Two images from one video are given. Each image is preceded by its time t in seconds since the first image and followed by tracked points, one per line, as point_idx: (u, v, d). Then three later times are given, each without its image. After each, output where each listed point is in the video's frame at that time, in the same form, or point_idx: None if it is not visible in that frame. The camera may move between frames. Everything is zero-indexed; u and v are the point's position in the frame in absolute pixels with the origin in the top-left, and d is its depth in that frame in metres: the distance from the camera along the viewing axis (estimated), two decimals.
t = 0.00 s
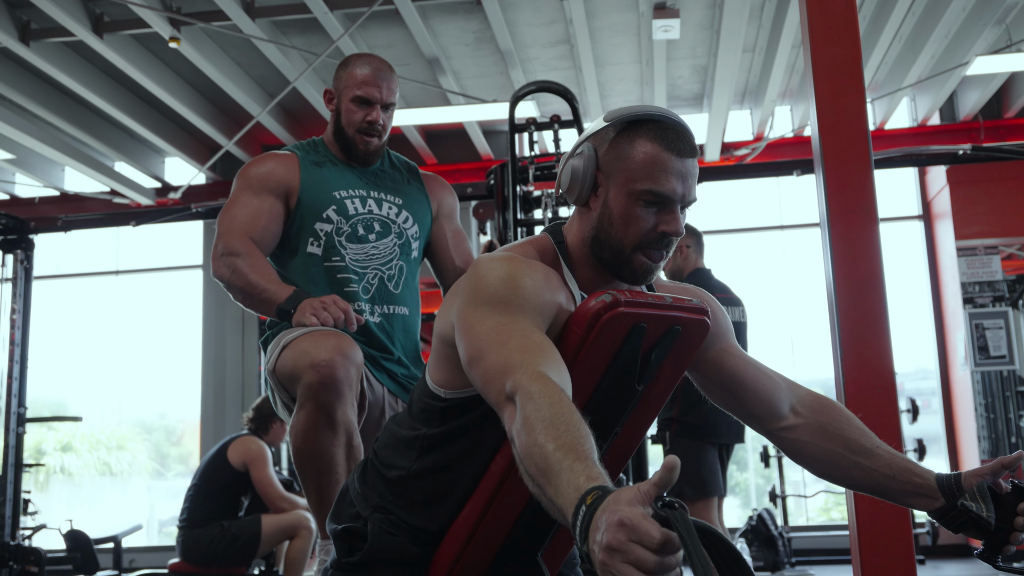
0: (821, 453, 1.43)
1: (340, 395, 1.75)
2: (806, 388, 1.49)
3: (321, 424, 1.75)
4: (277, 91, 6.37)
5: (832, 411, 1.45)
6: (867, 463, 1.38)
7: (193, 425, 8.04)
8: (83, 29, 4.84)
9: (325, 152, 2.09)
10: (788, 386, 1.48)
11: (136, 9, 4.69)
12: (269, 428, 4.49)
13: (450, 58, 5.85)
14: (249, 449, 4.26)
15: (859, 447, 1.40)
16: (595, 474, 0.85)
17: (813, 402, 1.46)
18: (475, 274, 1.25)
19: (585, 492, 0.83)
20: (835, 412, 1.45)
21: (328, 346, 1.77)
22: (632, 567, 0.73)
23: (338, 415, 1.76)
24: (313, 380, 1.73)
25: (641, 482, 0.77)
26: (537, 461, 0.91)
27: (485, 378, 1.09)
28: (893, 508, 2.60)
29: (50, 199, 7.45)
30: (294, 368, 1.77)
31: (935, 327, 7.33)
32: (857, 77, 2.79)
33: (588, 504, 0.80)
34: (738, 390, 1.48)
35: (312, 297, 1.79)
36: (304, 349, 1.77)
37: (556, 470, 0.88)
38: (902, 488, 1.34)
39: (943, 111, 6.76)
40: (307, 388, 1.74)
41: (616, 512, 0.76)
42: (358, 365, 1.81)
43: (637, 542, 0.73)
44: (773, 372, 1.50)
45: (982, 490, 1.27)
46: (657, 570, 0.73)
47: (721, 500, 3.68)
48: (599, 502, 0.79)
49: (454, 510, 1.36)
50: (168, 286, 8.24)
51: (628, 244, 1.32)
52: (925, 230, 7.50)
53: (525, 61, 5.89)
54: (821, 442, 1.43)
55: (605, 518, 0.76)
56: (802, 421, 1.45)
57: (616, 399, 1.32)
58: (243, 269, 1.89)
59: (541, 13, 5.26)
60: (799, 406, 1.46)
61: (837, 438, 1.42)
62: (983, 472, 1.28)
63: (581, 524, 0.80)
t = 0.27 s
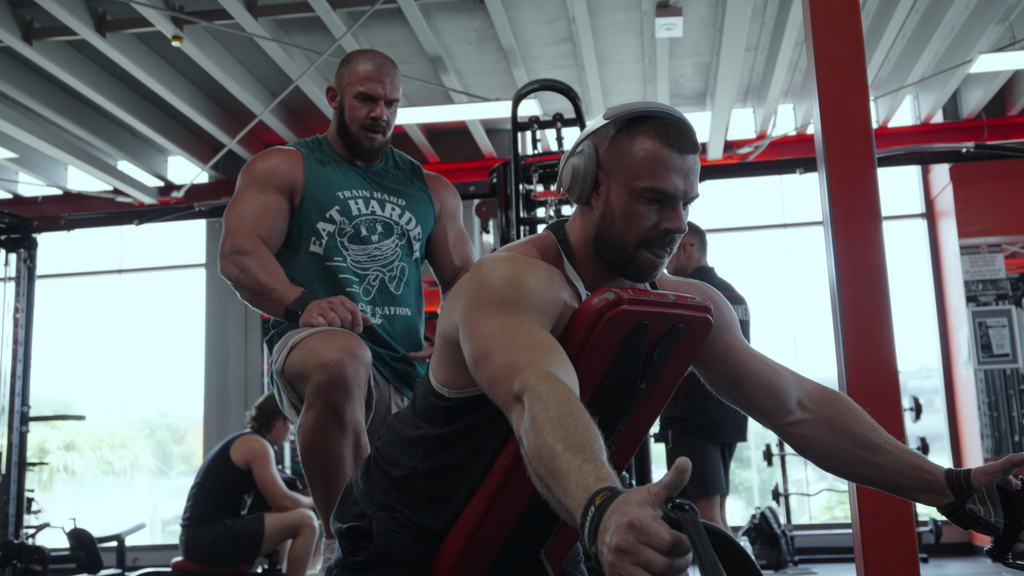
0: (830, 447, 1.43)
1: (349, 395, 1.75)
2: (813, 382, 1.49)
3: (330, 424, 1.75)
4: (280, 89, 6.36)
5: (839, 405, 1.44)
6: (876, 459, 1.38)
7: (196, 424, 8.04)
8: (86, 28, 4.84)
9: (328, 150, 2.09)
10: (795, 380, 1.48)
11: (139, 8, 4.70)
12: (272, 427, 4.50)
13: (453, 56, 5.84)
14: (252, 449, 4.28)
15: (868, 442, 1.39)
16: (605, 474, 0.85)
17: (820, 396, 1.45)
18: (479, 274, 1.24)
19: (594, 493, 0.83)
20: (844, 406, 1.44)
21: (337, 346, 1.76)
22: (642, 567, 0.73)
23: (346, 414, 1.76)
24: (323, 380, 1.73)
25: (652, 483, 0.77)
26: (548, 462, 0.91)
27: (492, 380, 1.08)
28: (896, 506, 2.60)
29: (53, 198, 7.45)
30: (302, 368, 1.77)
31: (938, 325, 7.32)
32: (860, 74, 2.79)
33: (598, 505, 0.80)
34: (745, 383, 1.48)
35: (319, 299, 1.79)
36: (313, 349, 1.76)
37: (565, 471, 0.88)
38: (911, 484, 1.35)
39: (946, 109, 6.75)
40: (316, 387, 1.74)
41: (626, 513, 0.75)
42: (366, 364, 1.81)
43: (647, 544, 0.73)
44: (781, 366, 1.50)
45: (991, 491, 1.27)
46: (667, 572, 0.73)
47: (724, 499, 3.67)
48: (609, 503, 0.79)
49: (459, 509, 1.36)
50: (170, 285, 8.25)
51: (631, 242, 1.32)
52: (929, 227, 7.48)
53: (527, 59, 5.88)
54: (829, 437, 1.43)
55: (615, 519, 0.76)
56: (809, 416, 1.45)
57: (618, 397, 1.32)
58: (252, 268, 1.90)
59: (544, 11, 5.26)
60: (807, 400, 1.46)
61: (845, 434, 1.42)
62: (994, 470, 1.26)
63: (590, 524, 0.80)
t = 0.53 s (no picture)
0: (835, 443, 1.43)
1: (359, 393, 1.75)
2: (820, 376, 1.48)
3: (339, 422, 1.75)
4: (282, 87, 6.37)
5: (845, 400, 1.44)
6: (883, 455, 1.38)
7: (198, 421, 8.05)
8: (88, 25, 4.85)
9: (330, 146, 2.09)
10: (801, 375, 1.48)
11: (141, 4, 4.70)
12: (275, 423, 4.51)
13: (455, 53, 5.84)
14: (255, 445, 4.32)
15: (874, 437, 1.39)
16: (614, 468, 0.85)
17: (825, 392, 1.45)
18: (484, 269, 1.24)
19: (604, 487, 0.82)
20: (851, 402, 1.44)
21: (347, 344, 1.75)
22: (650, 562, 0.73)
23: (355, 412, 1.76)
24: (333, 378, 1.73)
25: (662, 478, 0.77)
26: (557, 456, 0.91)
27: (499, 374, 1.08)
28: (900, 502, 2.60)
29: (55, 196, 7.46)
30: (312, 366, 1.76)
31: (941, 322, 7.32)
32: (862, 69, 2.79)
33: (608, 499, 0.79)
34: (749, 379, 1.48)
35: (330, 296, 1.82)
36: (322, 347, 1.75)
37: (574, 464, 0.88)
38: (918, 479, 1.35)
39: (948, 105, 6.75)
40: (326, 385, 1.73)
41: (636, 507, 0.75)
42: (376, 362, 1.80)
43: (656, 539, 0.73)
44: (787, 361, 1.50)
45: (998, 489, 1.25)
46: (676, 567, 0.72)
47: (726, 494, 3.68)
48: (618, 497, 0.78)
49: (461, 505, 1.36)
50: (173, 282, 8.26)
51: (635, 238, 1.32)
52: (932, 224, 7.48)
53: (529, 55, 5.88)
54: (835, 433, 1.43)
55: (624, 513, 0.76)
56: (815, 412, 1.45)
57: (621, 394, 1.32)
58: (261, 264, 1.91)
59: (546, 7, 5.26)
60: (813, 395, 1.46)
61: (852, 429, 1.42)
62: (1001, 467, 1.26)
63: (598, 518, 0.80)
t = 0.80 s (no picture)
0: (837, 444, 1.44)
1: (360, 396, 1.75)
2: (822, 376, 1.49)
3: (340, 424, 1.75)
4: (282, 87, 6.37)
5: (849, 401, 1.44)
6: (888, 456, 1.39)
7: (198, 422, 8.05)
8: (89, 26, 4.85)
9: (326, 148, 2.09)
10: (804, 374, 1.48)
11: (141, 5, 4.70)
12: (274, 424, 4.51)
13: (455, 53, 5.85)
14: (254, 446, 4.32)
15: (879, 439, 1.40)
16: (618, 467, 0.85)
17: (829, 392, 1.45)
18: (486, 269, 1.24)
19: (607, 486, 0.83)
20: (855, 403, 1.44)
21: (349, 346, 1.74)
22: (655, 563, 0.73)
23: (356, 414, 1.76)
24: (335, 380, 1.72)
25: (665, 478, 0.77)
26: (561, 455, 0.91)
27: (504, 373, 1.08)
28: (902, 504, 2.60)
29: (55, 196, 7.46)
30: (313, 368, 1.75)
31: (941, 322, 7.33)
32: (862, 70, 2.79)
33: (612, 498, 0.79)
34: (752, 380, 1.48)
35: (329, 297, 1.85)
36: (324, 349, 1.74)
37: (578, 463, 0.88)
38: (924, 482, 1.36)
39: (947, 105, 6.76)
40: (327, 388, 1.73)
41: (639, 508, 0.75)
42: (378, 365, 1.79)
43: (659, 539, 0.73)
44: (789, 360, 1.50)
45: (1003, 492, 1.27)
46: (680, 567, 0.72)
47: (727, 494, 3.68)
48: (622, 497, 0.79)
49: (460, 505, 1.37)
50: (173, 283, 8.26)
51: (639, 239, 1.32)
52: (932, 224, 7.48)
53: (530, 56, 5.88)
54: (839, 434, 1.43)
55: (628, 514, 0.76)
56: (818, 412, 1.45)
57: (621, 394, 1.32)
58: (260, 269, 1.91)
59: (546, 8, 5.26)
60: (815, 395, 1.46)
61: (855, 430, 1.43)
62: (1006, 469, 1.28)
63: (602, 518, 0.80)
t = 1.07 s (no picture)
0: (839, 442, 1.43)
1: (359, 396, 1.75)
2: (825, 375, 1.48)
3: (339, 425, 1.74)
4: (282, 87, 6.37)
5: (852, 400, 1.43)
6: (889, 455, 1.38)
7: (199, 422, 8.05)
8: (90, 26, 4.86)
9: (323, 148, 2.09)
10: (806, 373, 1.48)
11: (142, 5, 4.70)
12: (275, 424, 4.52)
13: (455, 54, 5.85)
14: (256, 446, 4.32)
15: (881, 437, 1.39)
16: (619, 466, 0.85)
17: (832, 390, 1.45)
18: (488, 268, 1.24)
19: (608, 484, 0.83)
20: (859, 402, 1.43)
21: (347, 346, 1.74)
22: (657, 562, 0.73)
23: (355, 415, 1.75)
24: (333, 381, 1.72)
25: (667, 477, 0.77)
26: (560, 454, 0.91)
27: (505, 372, 1.08)
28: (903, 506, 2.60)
29: (56, 196, 7.47)
30: (312, 369, 1.75)
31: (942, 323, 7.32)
32: (863, 70, 2.79)
33: (611, 497, 0.80)
34: (753, 379, 1.48)
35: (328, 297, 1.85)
36: (323, 349, 1.74)
37: (578, 461, 0.88)
38: (924, 480, 1.34)
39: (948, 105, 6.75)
40: (326, 389, 1.73)
41: (639, 505, 0.76)
42: (376, 365, 1.79)
43: (660, 536, 0.73)
44: (791, 360, 1.50)
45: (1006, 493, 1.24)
46: (682, 565, 0.72)
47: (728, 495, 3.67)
48: (623, 495, 0.79)
49: (461, 505, 1.37)
50: (173, 283, 8.26)
51: (638, 240, 1.32)
52: (933, 224, 7.48)
53: (530, 56, 5.88)
54: (842, 432, 1.42)
55: (628, 512, 0.76)
56: (820, 411, 1.45)
57: (623, 394, 1.32)
58: (259, 272, 1.91)
59: (547, 8, 5.26)
60: (818, 393, 1.45)
61: (857, 428, 1.42)
62: (1008, 469, 1.24)
63: (603, 516, 0.80)
